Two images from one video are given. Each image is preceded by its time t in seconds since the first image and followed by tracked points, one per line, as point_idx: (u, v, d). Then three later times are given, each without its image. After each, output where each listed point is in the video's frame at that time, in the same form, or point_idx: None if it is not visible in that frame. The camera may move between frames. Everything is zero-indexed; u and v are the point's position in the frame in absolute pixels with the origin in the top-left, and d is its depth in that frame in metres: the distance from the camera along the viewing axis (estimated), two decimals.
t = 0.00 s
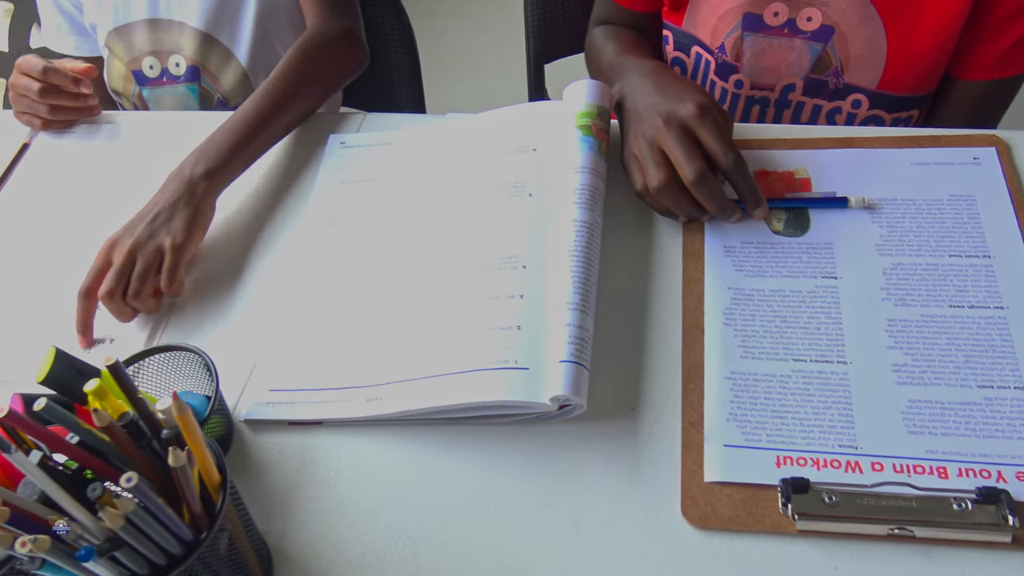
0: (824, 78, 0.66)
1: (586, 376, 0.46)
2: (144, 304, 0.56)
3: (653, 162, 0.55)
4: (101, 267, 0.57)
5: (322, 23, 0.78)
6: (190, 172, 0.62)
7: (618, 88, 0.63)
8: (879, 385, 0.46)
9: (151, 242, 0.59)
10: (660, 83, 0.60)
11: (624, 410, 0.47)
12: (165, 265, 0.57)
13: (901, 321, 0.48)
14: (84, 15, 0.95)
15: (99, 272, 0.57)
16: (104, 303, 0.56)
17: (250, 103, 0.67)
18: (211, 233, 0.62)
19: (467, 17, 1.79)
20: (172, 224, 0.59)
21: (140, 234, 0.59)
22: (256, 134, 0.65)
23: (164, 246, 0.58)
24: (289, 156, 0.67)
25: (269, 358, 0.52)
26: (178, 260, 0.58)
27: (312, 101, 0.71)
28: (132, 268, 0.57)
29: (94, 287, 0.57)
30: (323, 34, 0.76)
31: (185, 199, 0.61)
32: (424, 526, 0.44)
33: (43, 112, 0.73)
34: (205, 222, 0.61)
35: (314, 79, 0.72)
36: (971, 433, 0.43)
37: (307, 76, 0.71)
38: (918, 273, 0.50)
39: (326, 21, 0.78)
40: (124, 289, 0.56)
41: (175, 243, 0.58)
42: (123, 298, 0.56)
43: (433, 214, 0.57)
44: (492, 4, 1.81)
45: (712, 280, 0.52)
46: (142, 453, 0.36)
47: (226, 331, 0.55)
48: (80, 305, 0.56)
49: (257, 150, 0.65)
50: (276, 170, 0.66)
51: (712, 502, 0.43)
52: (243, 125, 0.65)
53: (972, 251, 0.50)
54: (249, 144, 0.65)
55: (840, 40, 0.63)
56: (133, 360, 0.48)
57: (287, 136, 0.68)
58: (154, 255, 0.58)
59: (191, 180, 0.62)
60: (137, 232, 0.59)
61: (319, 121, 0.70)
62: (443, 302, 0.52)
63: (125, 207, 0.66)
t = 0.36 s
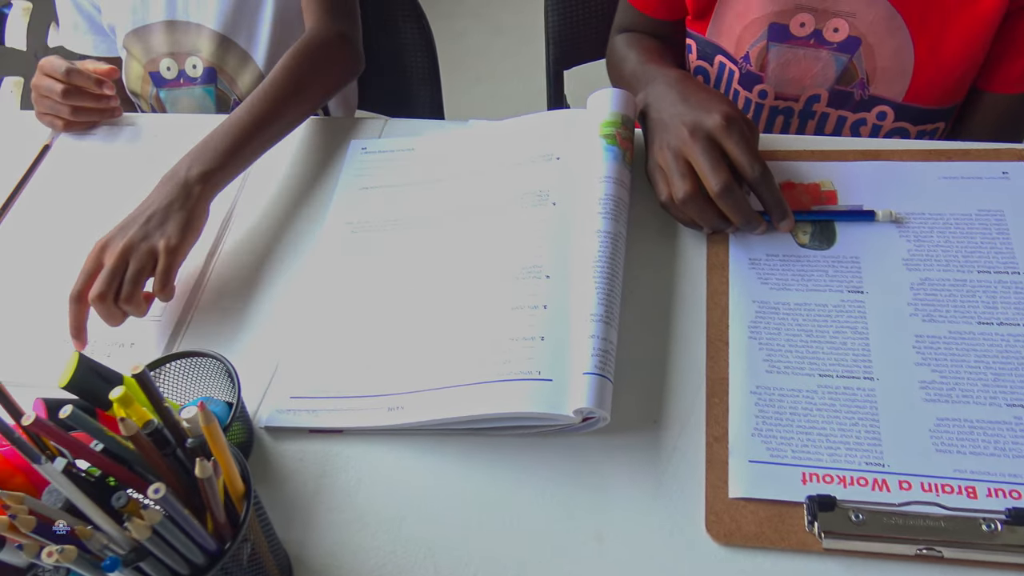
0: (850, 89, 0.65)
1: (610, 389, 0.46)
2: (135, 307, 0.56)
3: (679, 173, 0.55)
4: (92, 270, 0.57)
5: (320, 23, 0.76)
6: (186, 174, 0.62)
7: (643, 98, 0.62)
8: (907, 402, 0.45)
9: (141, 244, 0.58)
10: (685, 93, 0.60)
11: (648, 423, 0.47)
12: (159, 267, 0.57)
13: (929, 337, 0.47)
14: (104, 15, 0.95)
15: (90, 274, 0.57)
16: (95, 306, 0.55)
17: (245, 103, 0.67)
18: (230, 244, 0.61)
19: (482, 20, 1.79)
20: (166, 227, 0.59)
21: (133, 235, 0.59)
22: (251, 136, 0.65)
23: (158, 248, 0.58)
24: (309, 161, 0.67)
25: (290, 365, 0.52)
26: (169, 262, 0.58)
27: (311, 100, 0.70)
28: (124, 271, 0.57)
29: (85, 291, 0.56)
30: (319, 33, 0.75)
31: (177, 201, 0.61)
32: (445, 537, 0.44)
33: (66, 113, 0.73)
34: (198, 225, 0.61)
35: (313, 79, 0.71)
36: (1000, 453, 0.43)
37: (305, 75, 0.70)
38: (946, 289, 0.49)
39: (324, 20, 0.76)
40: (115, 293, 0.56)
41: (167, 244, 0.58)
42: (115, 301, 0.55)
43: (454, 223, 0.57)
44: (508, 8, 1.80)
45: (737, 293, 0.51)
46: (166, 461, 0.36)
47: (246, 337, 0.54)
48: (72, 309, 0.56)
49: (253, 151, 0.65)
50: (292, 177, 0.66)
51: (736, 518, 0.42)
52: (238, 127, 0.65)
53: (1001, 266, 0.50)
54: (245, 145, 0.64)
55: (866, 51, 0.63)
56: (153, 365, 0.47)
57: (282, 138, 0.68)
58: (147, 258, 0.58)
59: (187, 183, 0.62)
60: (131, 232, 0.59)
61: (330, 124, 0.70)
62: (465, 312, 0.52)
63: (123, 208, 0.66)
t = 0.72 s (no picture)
0: (877, 100, 0.65)
1: (634, 403, 0.45)
2: (138, 328, 0.56)
3: (704, 185, 0.54)
4: (100, 285, 0.57)
5: (341, 50, 0.78)
6: (200, 197, 0.62)
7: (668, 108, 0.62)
8: (935, 420, 0.44)
9: (152, 267, 0.58)
10: (711, 103, 0.59)
11: (672, 438, 0.46)
12: (166, 292, 0.57)
13: (957, 354, 0.47)
14: (126, 18, 0.95)
15: (96, 288, 0.57)
16: (99, 326, 0.55)
17: (265, 124, 0.68)
18: (254, 240, 0.62)
19: (498, 23, 1.79)
20: (177, 252, 0.59)
21: (144, 258, 0.59)
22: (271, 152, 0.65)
23: (168, 272, 0.58)
24: (329, 168, 0.67)
25: (310, 373, 0.52)
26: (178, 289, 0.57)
27: (336, 116, 0.70)
28: (132, 291, 0.57)
29: (91, 307, 0.57)
30: (341, 61, 0.77)
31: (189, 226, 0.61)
32: (466, 550, 0.43)
33: (89, 115, 0.73)
34: (209, 250, 0.60)
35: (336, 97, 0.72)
36: None
37: (326, 94, 0.71)
38: (975, 305, 0.49)
39: (345, 48, 0.78)
40: (120, 313, 0.56)
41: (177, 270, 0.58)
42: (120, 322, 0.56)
43: (476, 232, 0.57)
44: (524, 11, 1.80)
45: (762, 307, 0.51)
46: (190, 471, 0.36)
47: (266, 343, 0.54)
48: (76, 321, 0.56)
49: (272, 168, 0.65)
50: (295, 186, 0.66)
51: (762, 536, 0.42)
52: (256, 146, 0.65)
53: None
54: (264, 163, 0.65)
55: (894, 62, 0.62)
56: (174, 372, 0.47)
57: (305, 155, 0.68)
58: (156, 282, 0.58)
59: (200, 205, 0.62)
60: (141, 254, 0.59)
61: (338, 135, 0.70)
62: (487, 322, 0.51)
63: (132, 218, 0.66)
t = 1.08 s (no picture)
0: (896, 108, 0.64)
1: (651, 412, 0.45)
2: (148, 312, 0.57)
3: (722, 194, 0.54)
4: (113, 268, 0.58)
5: (365, 56, 0.79)
6: (219, 185, 0.62)
7: (685, 115, 0.62)
8: (955, 432, 0.44)
9: (165, 249, 0.59)
10: (728, 110, 0.59)
11: (688, 448, 0.46)
12: (180, 278, 0.58)
13: (978, 366, 0.46)
14: (142, 19, 0.95)
15: (109, 271, 0.58)
16: (110, 305, 0.56)
17: (288, 120, 0.67)
18: (266, 250, 0.61)
19: (508, 25, 1.78)
20: (193, 237, 0.59)
21: (160, 241, 0.59)
22: (292, 147, 0.65)
23: (183, 258, 0.59)
24: (343, 172, 0.67)
25: (325, 379, 0.52)
26: (191, 273, 0.58)
27: (361, 116, 0.71)
28: (145, 275, 0.58)
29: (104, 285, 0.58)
30: (364, 69, 0.77)
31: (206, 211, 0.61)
32: (481, 558, 0.43)
33: (104, 117, 0.73)
34: (224, 236, 0.61)
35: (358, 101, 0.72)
36: None
37: (349, 95, 0.72)
38: (995, 317, 0.48)
39: (369, 57, 0.78)
40: (131, 296, 0.57)
41: (191, 257, 0.58)
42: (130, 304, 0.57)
43: (490, 237, 0.57)
44: (534, 13, 1.79)
45: (780, 317, 0.50)
46: (207, 478, 0.35)
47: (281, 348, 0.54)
48: (85, 300, 0.57)
49: (291, 165, 0.65)
50: (312, 189, 0.66)
51: (780, 548, 0.42)
52: (279, 140, 0.65)
53: None
54: (284, 159, 0.65)
55: (914, 70, 0.62)
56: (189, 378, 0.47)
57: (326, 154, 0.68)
58: (170, 265, 0.58)
59: (219, 193, 0.62)
60: (157, 238, 0.59)
61: (358, 139, 0.70)
62: (503, 329, 0.51)
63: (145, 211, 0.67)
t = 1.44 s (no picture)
0: (919, 117, 0.64)
1: (674, 424, 0.45)
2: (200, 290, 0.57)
3: (745, 203, 0.53)
4: (160, 249, 0.58)
5: (389, 65, 0.79)
6: (258, 168, 0.63)
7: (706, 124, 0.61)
8: (982, 447, 0.43)
9: (214, 223, 0.59)
10: (751, 120, 0.59)
11: (711, 460, 0.46)
12: (230, 252, 0.58)
13: (1004, 379, 0.46)
14: (161, 25, 0.95)
15: (157, 254, 0.58)
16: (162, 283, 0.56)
17: (315, 120, 0.68)
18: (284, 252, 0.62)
19: (518, 29, 1.78)
20: (237, 213, 0.60)
21: (205, 217, 0.59)
22: (321, 146, 0.66)
23: (230, 232, 0.59)
24: (362, 180, 0.67)
25: (345, 387, 0.51)
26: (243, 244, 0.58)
27: (386, 121, 0.71)
28: (194, 251, 0.57)
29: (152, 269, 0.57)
30: (389, 76, 0.78)
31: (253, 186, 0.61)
32: (502, 570, 0.43)
33: (123, 122, 0.73)
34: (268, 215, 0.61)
35: (385, 104, 0.72)
36: None
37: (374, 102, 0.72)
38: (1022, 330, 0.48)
39: (395, 65, 0.79)
40: (184, 272, 0.57)
41: (241, 229, 0.59)
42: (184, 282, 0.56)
43: (511, 246, 0.57)
44: (547, 18, 1.79)
45: (803, 328, 0.50)
46: (232, 488, 0.35)
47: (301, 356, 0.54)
48: (144, 291, 0.57)
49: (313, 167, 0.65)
50: (336, 194, 0.66)
51: (805, 563, 0.41)
52: (307, 136, 0.66)
53: None
54: (311, 159, 0.65)
55: (938, 79, 0.62)
56: (209, 386, 0.47)
57: (349, 158, 0.69)
58: (219, 239, 0.58)
59: (257, 174, 0.62)
60: (201, 214, 0.59)
61: (385, 141, 0.71)
62: (523, 338, 0.51)
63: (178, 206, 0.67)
